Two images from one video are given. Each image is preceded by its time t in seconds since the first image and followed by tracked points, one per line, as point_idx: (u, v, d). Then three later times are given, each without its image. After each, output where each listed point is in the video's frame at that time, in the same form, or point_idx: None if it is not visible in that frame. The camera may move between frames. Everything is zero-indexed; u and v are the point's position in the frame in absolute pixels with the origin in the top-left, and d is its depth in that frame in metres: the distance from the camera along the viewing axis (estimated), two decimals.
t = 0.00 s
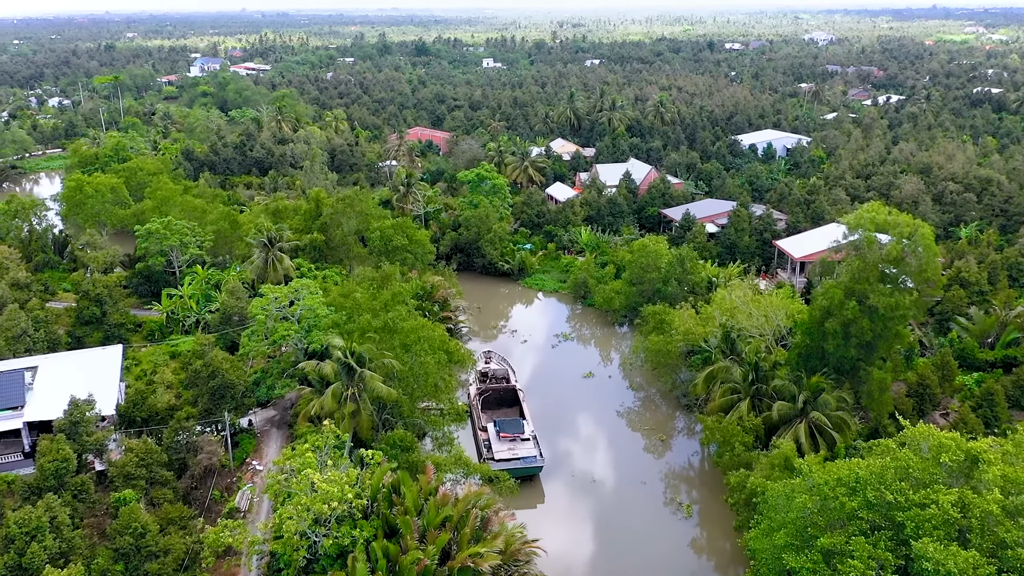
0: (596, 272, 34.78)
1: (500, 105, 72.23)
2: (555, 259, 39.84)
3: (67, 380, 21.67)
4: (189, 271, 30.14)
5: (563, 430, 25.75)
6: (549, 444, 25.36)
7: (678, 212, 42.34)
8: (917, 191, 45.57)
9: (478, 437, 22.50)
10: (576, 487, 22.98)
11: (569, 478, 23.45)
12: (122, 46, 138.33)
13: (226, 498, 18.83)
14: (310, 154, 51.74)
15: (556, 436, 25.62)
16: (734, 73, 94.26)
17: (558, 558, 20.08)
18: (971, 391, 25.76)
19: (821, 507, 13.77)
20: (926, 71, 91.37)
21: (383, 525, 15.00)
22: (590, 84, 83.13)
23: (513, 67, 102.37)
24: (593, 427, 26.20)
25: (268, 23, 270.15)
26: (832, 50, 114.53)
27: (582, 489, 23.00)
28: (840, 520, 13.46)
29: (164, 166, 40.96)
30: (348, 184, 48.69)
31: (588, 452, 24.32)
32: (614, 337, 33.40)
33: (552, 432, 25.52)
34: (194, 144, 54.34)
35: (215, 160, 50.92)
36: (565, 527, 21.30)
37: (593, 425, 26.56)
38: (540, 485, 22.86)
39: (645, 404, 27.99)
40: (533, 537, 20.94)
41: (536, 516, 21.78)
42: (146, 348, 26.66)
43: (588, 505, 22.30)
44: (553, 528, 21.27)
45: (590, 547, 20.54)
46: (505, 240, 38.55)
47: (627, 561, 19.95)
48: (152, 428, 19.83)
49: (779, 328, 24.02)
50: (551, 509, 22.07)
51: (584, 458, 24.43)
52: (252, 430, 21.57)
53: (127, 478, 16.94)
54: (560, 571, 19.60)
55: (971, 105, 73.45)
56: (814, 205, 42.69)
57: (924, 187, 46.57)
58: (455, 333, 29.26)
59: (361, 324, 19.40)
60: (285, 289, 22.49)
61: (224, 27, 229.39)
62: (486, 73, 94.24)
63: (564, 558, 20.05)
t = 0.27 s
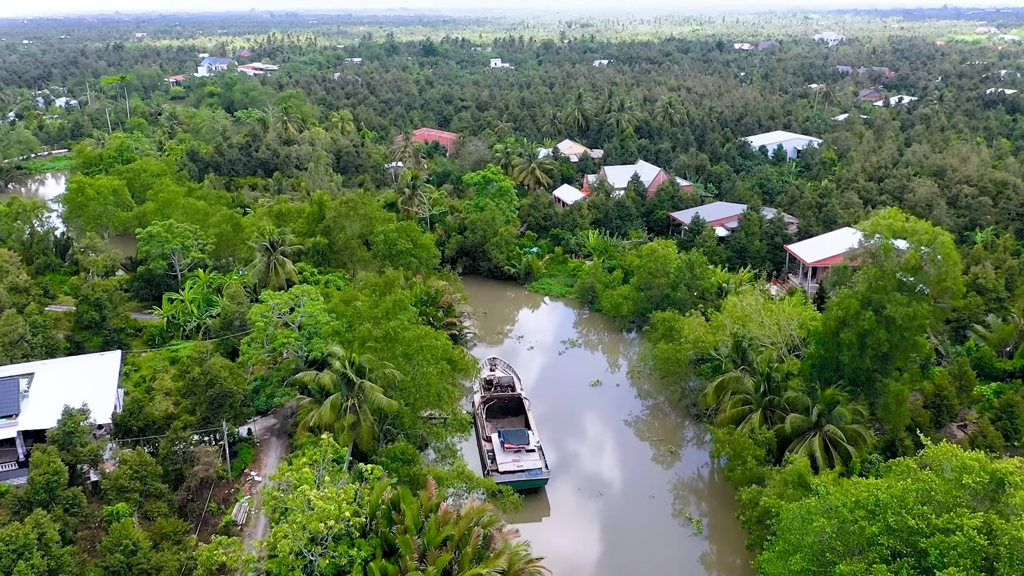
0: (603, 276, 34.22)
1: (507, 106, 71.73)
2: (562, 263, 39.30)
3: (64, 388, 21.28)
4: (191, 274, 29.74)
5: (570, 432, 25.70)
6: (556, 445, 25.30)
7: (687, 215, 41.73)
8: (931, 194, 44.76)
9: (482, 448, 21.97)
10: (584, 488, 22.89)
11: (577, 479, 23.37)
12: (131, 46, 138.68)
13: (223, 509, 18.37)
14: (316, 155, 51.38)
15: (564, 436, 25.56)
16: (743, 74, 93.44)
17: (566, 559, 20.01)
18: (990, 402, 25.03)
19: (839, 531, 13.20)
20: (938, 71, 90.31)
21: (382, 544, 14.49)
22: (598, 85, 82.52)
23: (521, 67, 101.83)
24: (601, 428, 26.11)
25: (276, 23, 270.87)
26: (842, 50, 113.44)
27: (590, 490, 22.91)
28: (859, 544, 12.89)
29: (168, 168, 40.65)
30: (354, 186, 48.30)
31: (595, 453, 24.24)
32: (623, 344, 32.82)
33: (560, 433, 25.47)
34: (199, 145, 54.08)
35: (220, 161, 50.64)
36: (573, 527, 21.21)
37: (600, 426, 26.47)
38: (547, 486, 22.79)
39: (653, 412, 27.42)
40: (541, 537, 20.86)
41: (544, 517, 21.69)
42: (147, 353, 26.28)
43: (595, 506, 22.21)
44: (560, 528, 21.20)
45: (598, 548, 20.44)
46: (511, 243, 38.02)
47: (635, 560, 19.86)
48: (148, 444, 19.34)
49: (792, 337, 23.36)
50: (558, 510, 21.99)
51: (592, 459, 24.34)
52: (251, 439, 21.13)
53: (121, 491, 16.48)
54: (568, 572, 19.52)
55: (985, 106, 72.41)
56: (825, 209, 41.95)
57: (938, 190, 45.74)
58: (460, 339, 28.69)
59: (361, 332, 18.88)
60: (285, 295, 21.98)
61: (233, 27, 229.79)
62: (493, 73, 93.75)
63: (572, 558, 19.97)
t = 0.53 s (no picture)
0: (611, 280, 33.65)
1: (515, 106, 71.18)
2: (569, 267, 38.76)
3: (60, 395, 20.87)
4: (192, 278, 29.35)
5: (578, 432, 25.68)
6: (564, 445, 25.28)
7: (696, 218, 41.11)
8: (946, 197, 43.91)
9: (487, 458, 21.47)
10: (591, 488, 22.86)
11: (584, 480, 23.35)
12: (139, 46, 139.02)
13: (219, 522, 17.90)
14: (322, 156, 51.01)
15: (571, 437, 25.55)
16: (753, 74, 92.54)
17: (572, 560, 20.00)
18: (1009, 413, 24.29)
19: (857, 557, 12.59)
20: (950, 71, 89.21)
21: (380, 563, 13.98)
22: (606, 85, 81.90)
23: (529, 67, 101.22)
24: (608, 429, 26.07)
25: (285, 23, 271.40)
26: (853, 51, 112.35)
27: (597, 491, 22.88)
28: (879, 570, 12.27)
29: (172, 169, 40.31)
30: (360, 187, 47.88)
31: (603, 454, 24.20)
32: (631, 350, 32.18)
33: (567, 434, 25.45)
34: (204, 146, 53.83)
35: (225, 162, 50.41)
36: (580, 528, 21.17)
37: (608, 427, 26.40)
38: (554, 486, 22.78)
39: (661, 421, 26.86)
40: (547, 538, 20.85)
41: (551, 517, 21.67)
42: (146, 358, 25.89)
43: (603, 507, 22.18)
44: (567, 529, 21.18)
45: (604, 549, 20.40)
46: (518, 246, 37.50)
47: (641, 562, 19.83)
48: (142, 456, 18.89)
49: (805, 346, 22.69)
50: (565, 510, 21.97)
51: (599, 460, 24.31)
52: (250, 448, 20.68)
53: (114, 505, 16.01)
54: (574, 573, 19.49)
55: (999, 107, 71.35)
56: (837, 213, 41.20)
57: (952, 193, 44.90)
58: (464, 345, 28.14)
59: (361, 342, 18.36)
60: (285, 301, 21.51)
61: (242, 27, 230.09)
62: (501, 73, 93.21)
63: (579, 559, 19.94)
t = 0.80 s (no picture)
0: (618, 282, 33.07)
1: (522, 104, 70.52)
2: (576, 267, 38.18)
3: (55, 400, 20.44)
4: (193, 278, 28.92)
5: (585, 431, 25.50)
6: (571, 443, 25.12)
7: (705, 218, 40.46)
8: (960, 198, 43.07)
9: (490, 466, 20.97)
10: (599, 487, 22.69)
11: (591, 478, 23.19)
12: (147, 42, 139.08)
13: (215, 532, 17.43)
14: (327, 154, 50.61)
15: (579, 435, 25.39)
16: (763, 71, 91.47)
17: (579, 558, 19.84)
18: None
19: None
20: (963, 69, 87.96)
21: None
22: (615, 83, 81.13)
23: (537, 64, 100.51)
24: (616, 428, 25.90)
25: (292, 19, 271.18)
26: (864, 47, 111.11)
27: (604, 489, 22.70)
28: None
29: (176, 167, 39.90)
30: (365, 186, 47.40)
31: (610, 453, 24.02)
32: (641, 355, 31.55)
33: (574, 432, 25.28)
34: (209, 143, 53.52)
35: (230, 160, 50.08)
36: (587, 527, 20.99)
37: (615, 426, 26.24)
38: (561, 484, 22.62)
39: (671, 427, 26.20)
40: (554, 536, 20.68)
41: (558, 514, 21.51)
42: (145, 360, 25.47)
43: (610, 505, 22.01)
44: (574, 527, 21.01)
45: (611, 548, 20.24)
46: (524, 247, 36.96)
47: (648, 562, 19.68)
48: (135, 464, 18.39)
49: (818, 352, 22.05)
50: (572, 507, 21.82)
51: (607, 459, 24.14)
52: (249, 454, 20.21)
53: (106, 515, 15.55)
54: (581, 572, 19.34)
55: (1014, 105, 70.19)
56: (850, 213, 40.45)
57: (967, 193, 44.05)
58: (469, 349, 27.61)
59: (361, 348, 17.86)
60: (285, 305, 21.01)
61: (250, 23, 230.04)
62: (508, 70, 92.50)
63: (585, 558, 19.77)
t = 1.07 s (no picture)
0: (626, 283, 32.46)
1: (529, 100, 69.86)
2: (583, 268, 37.59)
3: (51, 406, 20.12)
4: (194, 278, 28.51)
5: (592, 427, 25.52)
6: (578, 440, 25.16)
7: (715, 218, 39.79)
8: (975, 197, 42.22)
9: (494, 473, 20.49)
10: (606, 483, 22.77)
11: (598, 474, 23.25)
12: (155, 38, 138.94)
13: (211, 541, 17.00)
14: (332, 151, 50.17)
15: (586, 431, 25.43)
16: (773, 67, 90.42)
17: (586, 553, 19.92)
18: None
19: None
20: (976, 65, 86.66)
21: None
22: (623, 79, 80.33)
23: (545, 60, 99.75)
24: (623, 425, 25.90)
25: (300, 15, 271.02)
26: (875, 43, 109.77)
27: (611, 486, 22.79)
28: None
29: (179, 165, 39.56)
30: (370, 185, 46.95)
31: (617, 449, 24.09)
32: (649, 357, 30.87)
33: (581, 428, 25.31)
34: (214, 140, 53.16)
35: (234, 157, 49.73)
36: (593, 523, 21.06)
37: (622, 422, 26.24)
38: (569, 480, 22.70)
39: (679, 432, 25.61)
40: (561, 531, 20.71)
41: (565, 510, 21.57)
42: (144, 362, 25.07)
43: (617, 502, 22.07)
44: (581, 522, 21.07)
45: (618, 544, 20.33)
46: (530, 247, 36.40)
47: (654, 559, 19.73)
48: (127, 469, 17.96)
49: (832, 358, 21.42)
50: (579, 503, 21.89)
51: (614, 456, 24.18)
52: (247, 459, 19.70)
53: (98, 525, 15.05)
54: (588, 568, 19.41)
55: None
56: (862, 213, 39.69)
57: (982, 192, 43.17)
58: (473, 352, 27.12)
59: (361, 354, 17.36)
60: (283, 308, 20.53)
61: (258, 18, 229.85)
62: (516, 66, 91.81)
63: (592, 553, 19.82)
